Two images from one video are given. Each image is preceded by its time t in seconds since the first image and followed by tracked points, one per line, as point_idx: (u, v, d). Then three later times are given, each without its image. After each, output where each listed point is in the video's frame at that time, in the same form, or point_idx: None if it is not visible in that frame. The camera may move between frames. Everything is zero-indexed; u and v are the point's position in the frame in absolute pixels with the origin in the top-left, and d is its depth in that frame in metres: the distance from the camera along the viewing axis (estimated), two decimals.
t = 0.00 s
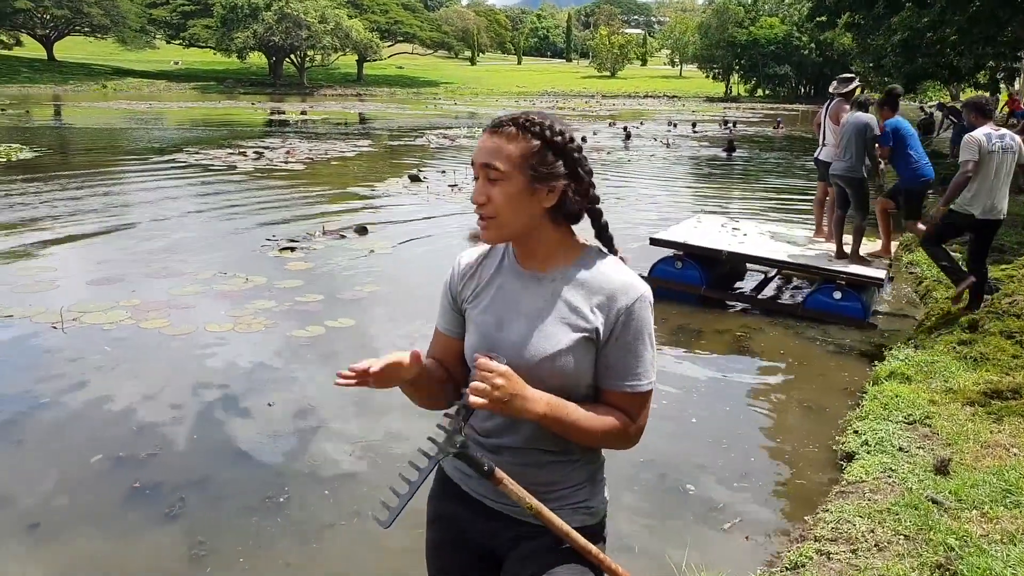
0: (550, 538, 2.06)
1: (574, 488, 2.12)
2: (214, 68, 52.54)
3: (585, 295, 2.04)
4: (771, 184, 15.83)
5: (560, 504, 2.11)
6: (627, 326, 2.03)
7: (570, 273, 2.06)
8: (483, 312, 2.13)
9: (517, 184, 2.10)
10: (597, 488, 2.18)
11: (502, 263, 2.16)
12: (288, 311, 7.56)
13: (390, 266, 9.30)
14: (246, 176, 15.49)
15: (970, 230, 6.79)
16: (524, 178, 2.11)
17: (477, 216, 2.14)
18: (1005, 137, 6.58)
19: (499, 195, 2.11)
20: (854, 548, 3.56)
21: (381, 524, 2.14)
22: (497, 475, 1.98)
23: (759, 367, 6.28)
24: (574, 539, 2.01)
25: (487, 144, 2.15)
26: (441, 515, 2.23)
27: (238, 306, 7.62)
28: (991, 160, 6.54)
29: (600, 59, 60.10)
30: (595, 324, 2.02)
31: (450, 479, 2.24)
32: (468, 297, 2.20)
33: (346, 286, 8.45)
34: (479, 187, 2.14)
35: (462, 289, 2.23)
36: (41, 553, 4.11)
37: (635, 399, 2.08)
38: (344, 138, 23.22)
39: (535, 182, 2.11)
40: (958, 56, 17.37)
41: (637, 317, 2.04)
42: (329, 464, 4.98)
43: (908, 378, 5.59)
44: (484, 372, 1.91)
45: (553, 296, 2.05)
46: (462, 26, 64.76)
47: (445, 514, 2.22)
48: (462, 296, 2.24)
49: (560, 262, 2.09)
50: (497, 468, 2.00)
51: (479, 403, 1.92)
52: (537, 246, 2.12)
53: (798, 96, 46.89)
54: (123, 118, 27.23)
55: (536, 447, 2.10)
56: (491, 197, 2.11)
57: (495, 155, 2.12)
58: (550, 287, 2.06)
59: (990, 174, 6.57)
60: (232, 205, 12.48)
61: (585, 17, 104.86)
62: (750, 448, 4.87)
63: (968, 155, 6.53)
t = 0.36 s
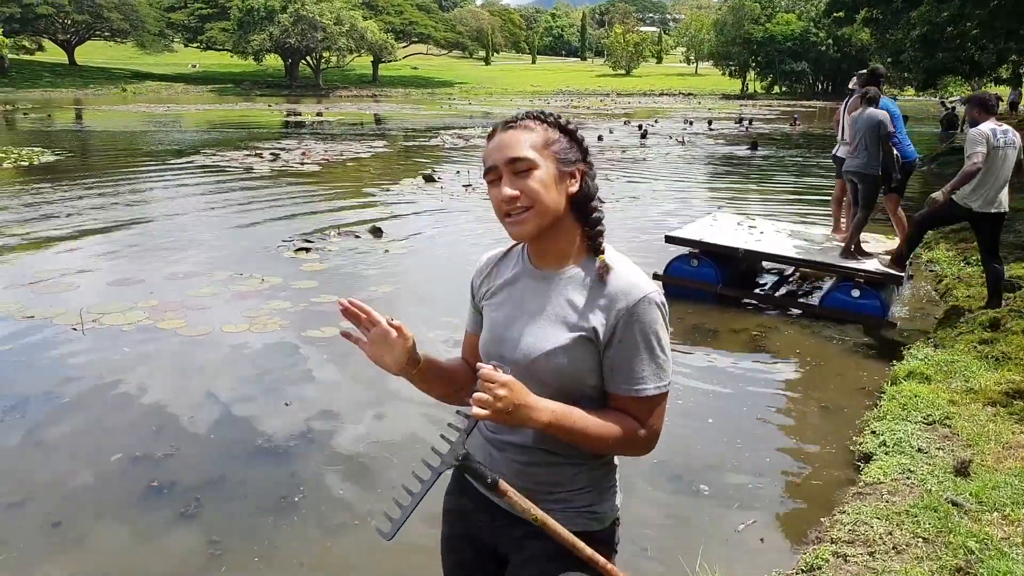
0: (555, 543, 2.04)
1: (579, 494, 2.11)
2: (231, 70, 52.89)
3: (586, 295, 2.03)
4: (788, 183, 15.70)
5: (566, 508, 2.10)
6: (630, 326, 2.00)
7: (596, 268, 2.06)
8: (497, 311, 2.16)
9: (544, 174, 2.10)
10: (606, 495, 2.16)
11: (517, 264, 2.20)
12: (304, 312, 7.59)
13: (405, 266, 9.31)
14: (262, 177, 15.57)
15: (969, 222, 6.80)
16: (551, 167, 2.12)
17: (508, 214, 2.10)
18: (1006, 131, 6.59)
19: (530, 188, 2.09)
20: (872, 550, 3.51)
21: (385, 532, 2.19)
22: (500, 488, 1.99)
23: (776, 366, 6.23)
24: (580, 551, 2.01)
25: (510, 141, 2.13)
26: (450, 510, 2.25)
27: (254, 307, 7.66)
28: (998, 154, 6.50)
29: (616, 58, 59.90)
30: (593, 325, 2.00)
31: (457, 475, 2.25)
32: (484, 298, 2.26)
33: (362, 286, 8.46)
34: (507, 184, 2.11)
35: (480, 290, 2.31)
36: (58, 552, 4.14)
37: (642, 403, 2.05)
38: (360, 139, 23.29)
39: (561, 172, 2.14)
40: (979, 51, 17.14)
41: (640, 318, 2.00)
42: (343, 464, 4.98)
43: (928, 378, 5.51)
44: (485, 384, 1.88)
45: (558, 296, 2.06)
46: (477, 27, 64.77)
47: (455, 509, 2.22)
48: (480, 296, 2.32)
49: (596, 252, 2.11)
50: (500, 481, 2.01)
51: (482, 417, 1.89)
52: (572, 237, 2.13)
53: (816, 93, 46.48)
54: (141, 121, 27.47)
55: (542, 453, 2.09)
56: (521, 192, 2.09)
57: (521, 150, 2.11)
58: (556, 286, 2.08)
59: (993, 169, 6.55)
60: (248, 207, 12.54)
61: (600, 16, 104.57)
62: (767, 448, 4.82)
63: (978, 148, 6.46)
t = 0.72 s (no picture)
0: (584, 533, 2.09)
1: (602, 488, 2.13)
2: (249, 70, 53.26)
3: (610, 289, 2.06)
4: (805, 182, 15.61)
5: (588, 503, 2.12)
6: (653, 318, 2.05)
7: (621, 263, 2.11)
8: (510, 314, 2.12)
9: (579, 174, 2.15)
10: (624, 485, 2.20)
11: (524, 263, 2.16)
12: (319, 311, 7.64)
13: (420, 266, 9.34)
14: (279, 177, 15.68)
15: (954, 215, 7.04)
16: (583, 168, 2.17)
17: (542, 210, 2.10)
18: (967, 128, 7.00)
19: (568, 186, 2.12)
20: (884, 553, 3.50)
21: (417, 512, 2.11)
22: (533, 463, 1.96)
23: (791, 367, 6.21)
24: (608, 533, 2.01)
25: (543, 139, 2.14)
26: (460, 517, 2.24)
27: (270, 306, 7.72)
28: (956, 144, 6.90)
29: (632, 57, 59.76)
30: (621, 317, 2.04)
31: (472, 481, 2.24)
32: (487, 302, 2.20)
33: (377, 286, 8.50)
34: (545, 180, 2.12)
35: (478, 293, 2.23)
36: (75, 549, 4.19)
37: (660, 391, 2.10)
38: (376, 138, 23.38)
39: (588, 174, 2.21)
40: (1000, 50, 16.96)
41: (662, 309, 2.06)
42: (356, 463, 5.01)
43: (944, 380, 5.47)
44: (517, 360, 1.96)
45: (579, 291, 2.07)
46: (493, 26, 64.80)
47: (468, 520, 2.21)
48: (478, 299, 2.24)
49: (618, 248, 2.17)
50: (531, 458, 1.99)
51: (516, 389, 1.96)
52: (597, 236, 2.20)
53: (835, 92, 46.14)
54: (160, 121, 27.72)
55: (564, 444, 2.10)
56: (560, 189, 2.11)
57: (561, 147, 2.14)
58: (576, 283, 2.08)
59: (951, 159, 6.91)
60: (264, 207, 12.62)
61: (616, 14, 104.37)
62: (780, 450, 4.81)
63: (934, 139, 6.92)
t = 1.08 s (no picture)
0: (576, 536, 2.08)
1: (597, 487, 2.12)
2: (260, 65, 53.36)
3: (598, 289, 2.05)
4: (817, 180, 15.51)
5: (585, 503, 2.11)
6: (642, 319, 2.05)
7: (611, 261, 2.10)
8: (498, 313, 2.12)
9: (569, 179, 2.12)
10: (619, 484, 2.19)
11: (513, 261, 2.15)
12: (327, 306, 7.64)
13: (428, 262, 9.33)
14: (289, 172, 15.70)
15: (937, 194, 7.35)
16: (574, 171, 2.13)
17: (528, 213, 2.08)
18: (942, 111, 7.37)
19: (554, 192, 2.09)
20: (891, 554, 3.47)
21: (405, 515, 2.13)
22: (520, 466, 1.96)
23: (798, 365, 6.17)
24: (596, 535, 1.99)
25: (534, 141, 2.10)
26: (457, 518, 2.23)
27: (277, 301, 7.72)
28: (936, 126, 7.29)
29: (644, 53, 59.58)
30: (609, 318, 2.03)
31: (466, 482, 2.23)
32: (477, 299, 2.21)
33: (384, 281, 8.50)
34: (531, 184, 2.09)
35: (469, 289, 2.23)
36: (81, 542, 4.21)
37: (652, 391, 2.10)
38: (386, 134, 23.38)
39: (580, 177, 2.16)
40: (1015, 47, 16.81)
41: (652, 309, 2.05)
42: (362, 458, 5.03)
43: (953, 380, 5.43)
44: (509, 363, 1.95)
45: (567, 291, 2.06)
46: (505, 21, 64.73)
47: (463, 520, 2.21)
48: (470, 296, 2.24)
49: (611, 246, 2.15)
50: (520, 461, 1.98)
51: (506, 392, 1.95)
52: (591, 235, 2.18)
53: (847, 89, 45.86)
54: (171, 115, 27.80)
55: (558, 444, 2.09)
56: (547, 194, 2.08)
57: (550, 151, 2.09)
58: (564, 283, 2.07)
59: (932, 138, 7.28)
60: (274, 201, 12.63)
61: (628, 11, 104.17)
62: (787, 449, 4.78)
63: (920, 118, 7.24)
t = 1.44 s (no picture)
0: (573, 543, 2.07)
1: (594, 492, 2.10)
2: (273, 67, 53.62)
3: (590, 296, 2.04)
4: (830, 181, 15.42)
5: (583, 508, 2.10)
6: (636, 325, 2.03)
7: (604, 264, 2.09)
8: (491, 322, 2.11)
9: (566, 180, 2.11)
10: (618, 489, 2.18)
11: (506, 264, 2.14)
12: (337, 308, 7.66)
13: (438, 263, 9.34)
14: (300, 174, 15.75)
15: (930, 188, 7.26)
16: (571, 173, 2.13)
17: (524, 211, 2.07)
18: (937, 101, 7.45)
19: (553, 191, 2.09)
20: (902, 560, 3.44)
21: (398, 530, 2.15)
22: (512, 485, 1.98)
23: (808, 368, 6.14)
24: (593, 551, 2.00)
25: (532, 138, 2.10)
26: (459, 522, 2.22)
27: (287, 302, 7.75)
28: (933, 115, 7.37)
29: (656, 54, 59.47)
30: (602, 327, 2.02)
31: (464, 485, 2.23)
32: (470, 307, 2.20)
33: (394, 283, 8.51)
34: (529, 182, 2.09)
35: (462, 298, 2.22)
36: (91, 542, 4.23)
37: (648, 397, 2.09)
38: (398, 136, 23.43)
39: (577, 180, 2.16)
40: None
41: (645, 316, 2.04)
42: (370, 460, 5.03)
43: (966, 383, 5.38)
44: (502, 381, 1.94)
45: (560, 298, 2.05)
46: (516, 22, 64.75)
47: (463, 523, 2.21)
48: (463, 305, 2.23)
49: (605, 251, 2.15)
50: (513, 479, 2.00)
51: (499, 410, 1.96)
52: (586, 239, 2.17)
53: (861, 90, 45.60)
54: (185, 117, 27.95)
55: (554, 455, 2.08)
56: (544, 193, 2.08)
57: (550, 150, 2.09)
58: (557, 289, 2.06)
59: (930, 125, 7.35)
60: (285, 203, 12.67)
61: (640, 12, 103.99)
62: (796, 453, 4.74)
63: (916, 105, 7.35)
